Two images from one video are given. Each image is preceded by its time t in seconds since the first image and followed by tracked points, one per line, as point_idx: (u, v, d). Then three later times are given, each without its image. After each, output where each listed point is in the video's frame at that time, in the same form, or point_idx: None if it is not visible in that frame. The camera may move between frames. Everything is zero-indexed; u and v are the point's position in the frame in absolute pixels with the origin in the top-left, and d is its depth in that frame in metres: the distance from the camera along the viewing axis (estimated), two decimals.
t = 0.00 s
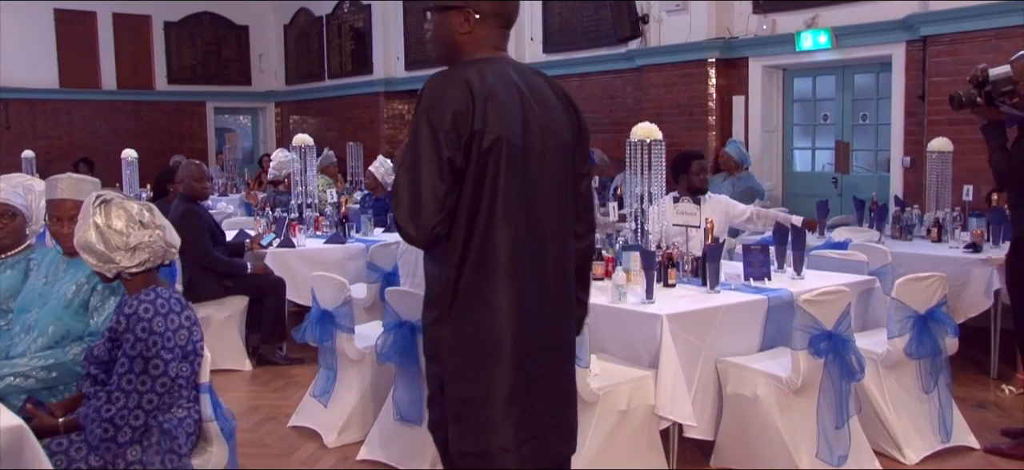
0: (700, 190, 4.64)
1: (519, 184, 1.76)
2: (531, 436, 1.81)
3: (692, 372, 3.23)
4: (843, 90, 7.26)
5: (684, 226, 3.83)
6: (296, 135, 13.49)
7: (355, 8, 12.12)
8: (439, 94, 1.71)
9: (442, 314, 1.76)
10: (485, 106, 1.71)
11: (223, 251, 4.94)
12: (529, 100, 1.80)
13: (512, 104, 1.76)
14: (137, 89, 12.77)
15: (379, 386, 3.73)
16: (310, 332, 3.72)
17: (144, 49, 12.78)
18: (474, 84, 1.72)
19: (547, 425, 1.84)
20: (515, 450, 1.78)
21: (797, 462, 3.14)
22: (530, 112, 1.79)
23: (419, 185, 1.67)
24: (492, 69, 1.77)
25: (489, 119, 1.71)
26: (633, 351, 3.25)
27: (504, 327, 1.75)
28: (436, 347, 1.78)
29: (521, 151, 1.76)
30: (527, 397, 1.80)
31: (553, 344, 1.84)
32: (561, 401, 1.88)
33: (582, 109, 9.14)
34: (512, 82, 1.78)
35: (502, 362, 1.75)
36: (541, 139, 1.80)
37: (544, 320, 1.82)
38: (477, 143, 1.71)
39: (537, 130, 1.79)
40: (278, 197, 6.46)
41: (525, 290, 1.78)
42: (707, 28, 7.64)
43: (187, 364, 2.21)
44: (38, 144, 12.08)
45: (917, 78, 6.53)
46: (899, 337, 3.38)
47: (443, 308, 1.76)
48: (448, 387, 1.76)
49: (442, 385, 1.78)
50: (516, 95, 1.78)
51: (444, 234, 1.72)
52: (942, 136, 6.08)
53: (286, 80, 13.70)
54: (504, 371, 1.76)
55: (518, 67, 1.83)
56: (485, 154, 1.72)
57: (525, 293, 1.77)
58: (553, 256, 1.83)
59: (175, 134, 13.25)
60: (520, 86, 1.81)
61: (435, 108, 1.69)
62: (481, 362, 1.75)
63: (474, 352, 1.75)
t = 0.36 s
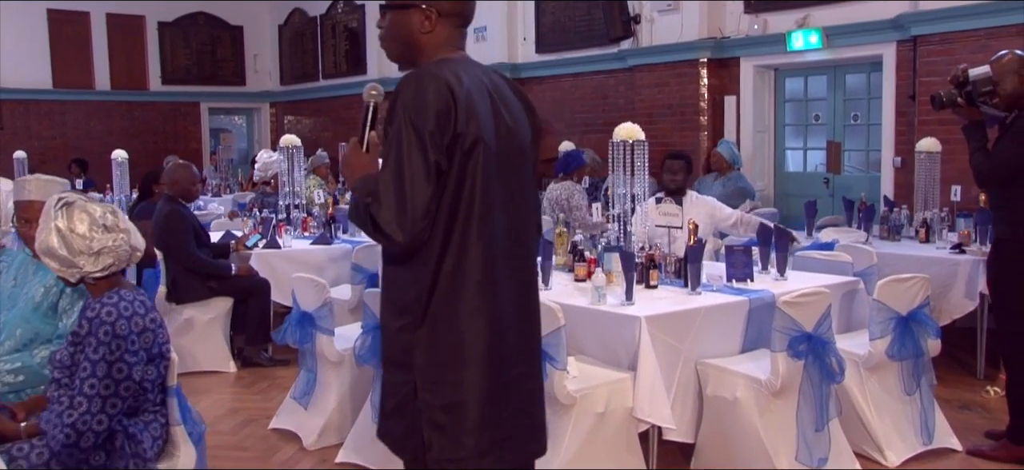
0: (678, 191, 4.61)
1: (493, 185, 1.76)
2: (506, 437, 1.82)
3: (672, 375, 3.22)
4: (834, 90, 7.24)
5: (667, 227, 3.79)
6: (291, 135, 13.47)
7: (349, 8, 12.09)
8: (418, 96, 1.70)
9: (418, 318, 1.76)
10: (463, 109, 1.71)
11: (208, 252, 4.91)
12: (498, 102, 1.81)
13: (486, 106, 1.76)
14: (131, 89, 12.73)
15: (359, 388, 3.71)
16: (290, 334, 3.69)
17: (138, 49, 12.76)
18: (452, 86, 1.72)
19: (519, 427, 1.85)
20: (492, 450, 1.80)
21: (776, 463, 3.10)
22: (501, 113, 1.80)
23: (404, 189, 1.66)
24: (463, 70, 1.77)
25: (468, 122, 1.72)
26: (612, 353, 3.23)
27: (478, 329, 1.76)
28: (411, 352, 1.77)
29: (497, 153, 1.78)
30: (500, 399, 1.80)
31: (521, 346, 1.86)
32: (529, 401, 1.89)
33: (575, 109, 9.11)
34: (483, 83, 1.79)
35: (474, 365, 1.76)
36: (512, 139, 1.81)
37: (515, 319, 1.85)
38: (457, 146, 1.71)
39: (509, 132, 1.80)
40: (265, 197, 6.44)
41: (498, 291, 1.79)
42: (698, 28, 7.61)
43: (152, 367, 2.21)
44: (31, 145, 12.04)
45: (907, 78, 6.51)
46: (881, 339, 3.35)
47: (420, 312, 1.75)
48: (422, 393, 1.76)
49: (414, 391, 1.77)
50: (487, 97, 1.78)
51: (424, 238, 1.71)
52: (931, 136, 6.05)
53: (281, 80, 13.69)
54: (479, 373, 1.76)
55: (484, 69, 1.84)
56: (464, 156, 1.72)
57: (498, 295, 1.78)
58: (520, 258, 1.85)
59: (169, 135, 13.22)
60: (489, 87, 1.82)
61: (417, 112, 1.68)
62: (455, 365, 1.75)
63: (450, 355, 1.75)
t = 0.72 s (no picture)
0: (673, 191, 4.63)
1: (471, 187, 1.71)
2: (483, 441, 1.77)
3: (660, 377, 3.19)
4: (835, 90, 7.19)
5: (658, 228, 3.76)
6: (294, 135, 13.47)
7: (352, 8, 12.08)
8: (399, 95, 1.64)
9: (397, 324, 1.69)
10: (446, 109, 1.66)
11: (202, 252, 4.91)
12: (476, 101, 1.76)
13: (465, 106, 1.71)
14: (135, 89, 12.76)
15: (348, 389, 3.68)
16: (279, 335, 3.68)
17: (142, 49, 12.78)
18: (434, 84, 1.66)
19: (495, 430, 1.80)
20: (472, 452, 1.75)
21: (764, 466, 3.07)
22: (479, 114, 1.75)
23: (388, 191, 1.60)
24: (440, 69, 1.71)
25: (450, 122, 1.66)
26: (600, 355, 3.20)
27: (455, 333, 1.71)
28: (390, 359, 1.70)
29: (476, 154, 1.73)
30: (478, 403, 1.76)
31: (497, 348, 1.82)
32: (502, 403, 1.84)
33: (576, 109, 9.08)
34: (459, 82, 1.73)
35: (452, 369, 1.71)
36: (488, 140, 1.76)
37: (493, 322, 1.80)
38: (440, 148, 1.66)
39: (486, 133, 1.75)
40: (262, 198, 6.44)
41: (474, 294, 1.74)
42: (699, 28, 7.58)
43: (123, 371, 2.24)
44: (35, 145, 12.06)
45: (908, 78, 6.46)
46: (872, 341, 3.33)
47: (398, 318, 1.69)
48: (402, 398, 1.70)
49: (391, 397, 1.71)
50: (465, 96, 1.73)
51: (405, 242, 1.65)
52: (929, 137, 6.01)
53: (285, 80, 13.71)
54: (456, 377, 1.72)
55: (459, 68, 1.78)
56: (446, 158, 1.67)
57: (474, 298, 1.74)
58: (495, 260, 1.80)
59: (172, 135, 13.23)
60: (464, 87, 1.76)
61: (399, 114, 1.62)
62: (434, 369, 1.70)
63: (429, 361, 1.70)
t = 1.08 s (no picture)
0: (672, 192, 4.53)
1: (446, 186, 1.63)
2: (458, 441, 1.68)
3: (642, 379, 3.16)
4: (829, 89, 7.16)
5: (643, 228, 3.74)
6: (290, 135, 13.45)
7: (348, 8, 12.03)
8: (378, 90, 1.55)
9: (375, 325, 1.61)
10: (425, 106, 1.57)
11: (188, 253, 4.90)
12: (447, 99, 1.68)
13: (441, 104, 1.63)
14: (131, 89, 12.73)
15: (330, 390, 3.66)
16: (262, 337, 3.65)
17: (139, 49, 12.76)
18: (412, 81, 1.57)
19: (471, 430, 1.71)
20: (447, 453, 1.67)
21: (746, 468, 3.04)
22: (450, 113, 1.67)
23: (371, 188, 1.50)
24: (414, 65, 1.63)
25: (429, 120, 1.58)
26: (581, 356, 3.18)
27: (431, 334, 1.63)
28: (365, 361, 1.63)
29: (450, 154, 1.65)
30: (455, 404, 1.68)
31: (471, 349, 1.73)
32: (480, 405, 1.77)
33: (571, 109, 9.06)
34: (432, 80, 1.65)
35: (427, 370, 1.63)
36: (459, 140, 1.68)
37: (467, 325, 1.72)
38: (418, 147, 1.57)
39: (459, 132, 1.68)
40: (252, 198, 6.42)
41: (449, 296, 1.67)
42: (692, 27, 7.55)
43: (90, 375, 2.20)
44: (31, 145, 12.04)
45: (901, 77, 6.43)
46: (857, 343, 3.30)
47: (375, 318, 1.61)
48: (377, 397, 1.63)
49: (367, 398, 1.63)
50: (438, 94, 1.64)
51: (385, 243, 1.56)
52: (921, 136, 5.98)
53: (282, 80, 13.69)
54: (432, 378, 1.64)
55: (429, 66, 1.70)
56: (424, 157, 1.58)
57: (449, 299, 1.66)
58: (468, 260, 1.72)
59: (168, 135, 13.20)
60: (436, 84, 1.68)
61: (378, 111, 1.53)
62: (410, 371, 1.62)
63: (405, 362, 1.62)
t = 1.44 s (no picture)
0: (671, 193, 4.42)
1: (422, 190, 1.52)
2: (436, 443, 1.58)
3: (635, 383, 3.13)
4: (835, 90, 7.10)
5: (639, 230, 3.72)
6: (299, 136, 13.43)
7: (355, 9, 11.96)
8: (351, 90, 1.43)
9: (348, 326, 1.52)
10: (401, 106, 1.46)
11: (187, 253, 4.90)
12: (425, 98, 1.56)
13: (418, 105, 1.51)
14: (140, 90, 12.75)
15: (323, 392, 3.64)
16: (255, 338, 3.63)
17: (148, 50, 12.77)
18: (386, 80, 1.46)
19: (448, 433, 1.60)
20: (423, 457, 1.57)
21: None
22: (428, 113, 1.56)
23: (344, 188, 1.38)
24: (388, 64, 1.51)
25: (406, 120, 1.46)
26: (574, 359, 3.15)
27: (405, 341, 1.54)
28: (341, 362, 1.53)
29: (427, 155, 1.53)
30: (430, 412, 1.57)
31: (448, 355, 1.63)
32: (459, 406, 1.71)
33: (577, 110, 9.02)
34: (409, 80, 1.53)
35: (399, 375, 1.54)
36: (435, 142, 1.56)
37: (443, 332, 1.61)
38: (394, 147, 1.45)
39: (437, 135, 1.56)
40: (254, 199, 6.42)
41: (424, 300, 1.56)
42: (698, 28, 7.51)
43: (70, 377, 2.19)
44: (41, 145, 12.11)
45: (908, 78, 6.37)
46: (853, 347, 3.26)
47: (348, 319, 1.51)
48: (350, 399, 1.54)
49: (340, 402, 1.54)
50: (415, 96, 1.53)
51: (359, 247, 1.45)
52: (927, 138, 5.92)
53: (290, 81, 13.67)
54: (404, 383, 1.54)
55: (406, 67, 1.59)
56: (399, 158, 1.47)
57: (423, 305, 1.55)
58: (444, 265, 1.61)
59: (177, 136, 13.23)
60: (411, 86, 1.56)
61: (350, 110, 1.41)
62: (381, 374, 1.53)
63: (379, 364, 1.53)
